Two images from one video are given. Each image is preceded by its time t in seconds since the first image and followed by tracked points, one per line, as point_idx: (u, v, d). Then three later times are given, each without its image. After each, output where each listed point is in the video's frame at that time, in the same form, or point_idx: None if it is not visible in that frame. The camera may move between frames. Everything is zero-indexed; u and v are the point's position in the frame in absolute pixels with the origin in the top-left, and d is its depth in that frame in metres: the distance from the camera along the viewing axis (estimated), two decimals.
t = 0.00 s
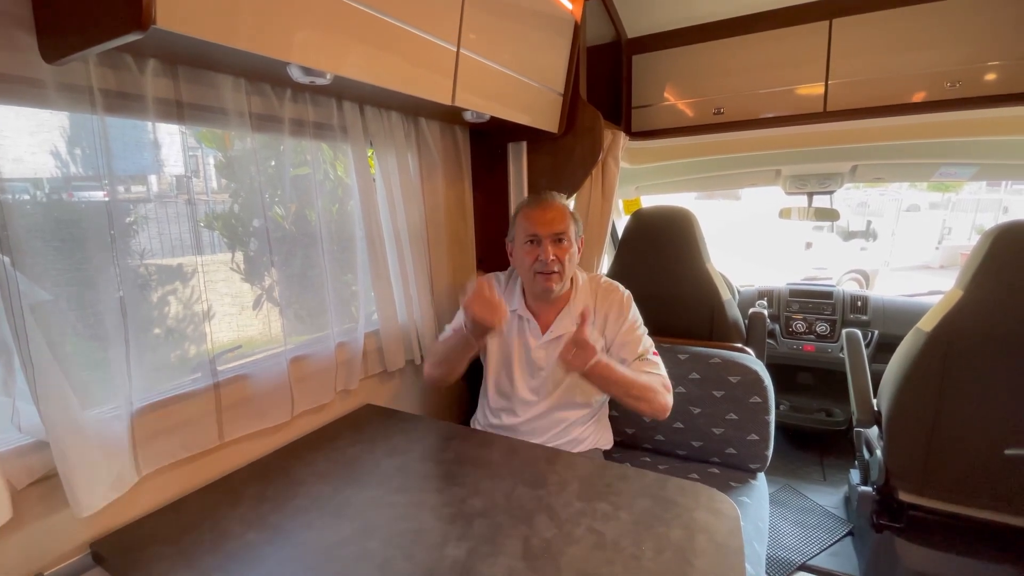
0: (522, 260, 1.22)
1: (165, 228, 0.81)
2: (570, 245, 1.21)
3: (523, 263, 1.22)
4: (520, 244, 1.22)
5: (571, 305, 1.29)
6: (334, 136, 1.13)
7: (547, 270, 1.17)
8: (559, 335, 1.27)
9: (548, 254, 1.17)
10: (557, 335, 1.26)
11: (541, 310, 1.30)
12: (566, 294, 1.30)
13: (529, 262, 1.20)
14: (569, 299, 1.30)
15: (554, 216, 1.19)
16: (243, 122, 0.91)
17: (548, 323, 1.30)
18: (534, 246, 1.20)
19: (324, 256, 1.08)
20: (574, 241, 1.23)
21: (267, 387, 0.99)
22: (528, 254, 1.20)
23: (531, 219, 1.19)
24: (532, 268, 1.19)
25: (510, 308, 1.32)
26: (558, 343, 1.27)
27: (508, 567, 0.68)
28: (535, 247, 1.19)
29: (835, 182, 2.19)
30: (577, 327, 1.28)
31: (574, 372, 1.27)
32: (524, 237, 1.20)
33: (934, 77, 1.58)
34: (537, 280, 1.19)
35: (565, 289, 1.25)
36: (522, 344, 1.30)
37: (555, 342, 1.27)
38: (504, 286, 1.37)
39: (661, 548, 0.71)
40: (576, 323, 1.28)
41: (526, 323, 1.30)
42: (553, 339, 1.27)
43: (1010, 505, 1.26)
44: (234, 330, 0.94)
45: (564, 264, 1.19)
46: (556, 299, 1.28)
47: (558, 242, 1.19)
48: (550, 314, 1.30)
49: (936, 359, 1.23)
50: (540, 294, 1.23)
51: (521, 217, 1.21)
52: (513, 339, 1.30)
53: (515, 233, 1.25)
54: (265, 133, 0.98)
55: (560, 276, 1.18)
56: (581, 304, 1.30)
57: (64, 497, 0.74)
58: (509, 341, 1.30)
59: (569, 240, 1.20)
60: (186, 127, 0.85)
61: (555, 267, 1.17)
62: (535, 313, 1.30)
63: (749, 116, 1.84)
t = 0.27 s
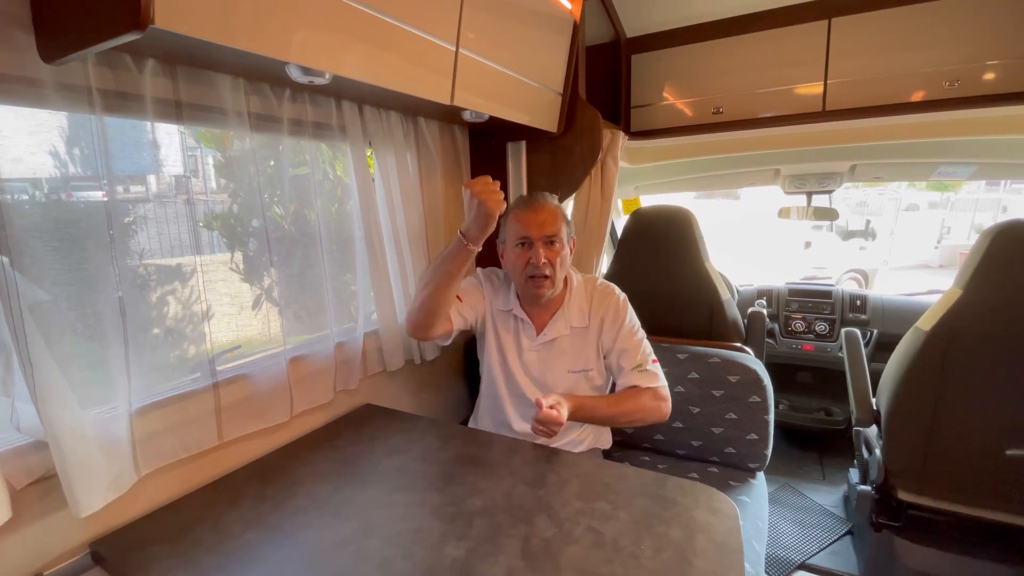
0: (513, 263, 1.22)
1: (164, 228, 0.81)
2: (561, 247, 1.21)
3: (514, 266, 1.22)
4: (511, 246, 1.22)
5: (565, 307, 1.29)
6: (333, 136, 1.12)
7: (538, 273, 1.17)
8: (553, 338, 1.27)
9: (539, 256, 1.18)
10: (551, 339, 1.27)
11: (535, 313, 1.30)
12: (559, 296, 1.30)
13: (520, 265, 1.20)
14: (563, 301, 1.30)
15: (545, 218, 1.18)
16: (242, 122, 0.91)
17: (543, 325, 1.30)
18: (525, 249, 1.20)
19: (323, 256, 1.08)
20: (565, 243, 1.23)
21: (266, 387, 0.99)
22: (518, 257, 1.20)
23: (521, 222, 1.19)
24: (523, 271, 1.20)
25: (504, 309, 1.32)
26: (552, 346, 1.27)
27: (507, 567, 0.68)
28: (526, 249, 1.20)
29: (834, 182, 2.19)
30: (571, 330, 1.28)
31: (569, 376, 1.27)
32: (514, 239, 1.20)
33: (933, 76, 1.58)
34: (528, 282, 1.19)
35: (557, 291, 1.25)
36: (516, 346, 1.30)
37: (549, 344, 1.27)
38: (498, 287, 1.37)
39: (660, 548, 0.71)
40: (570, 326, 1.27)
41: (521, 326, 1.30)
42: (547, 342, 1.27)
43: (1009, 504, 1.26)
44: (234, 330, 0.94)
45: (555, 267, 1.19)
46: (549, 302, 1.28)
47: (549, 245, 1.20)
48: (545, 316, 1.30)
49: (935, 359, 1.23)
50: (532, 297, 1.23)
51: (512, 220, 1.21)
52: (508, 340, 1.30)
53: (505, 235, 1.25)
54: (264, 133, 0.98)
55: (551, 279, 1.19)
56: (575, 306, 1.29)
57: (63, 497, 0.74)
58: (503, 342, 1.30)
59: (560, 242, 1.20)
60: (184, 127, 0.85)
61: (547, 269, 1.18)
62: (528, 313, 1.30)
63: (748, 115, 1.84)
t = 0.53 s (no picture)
0: (518, 263, 1.22)
1: (163, 228, 0.81)
2: (566, 247, 1.21)
3: (520, 266, 1.21)
4: (516, 246, 1.21)
5: (565, 308, 1.29)
6: (333, 136, 1.12)
7: (544, 273, 1.17)
8: (551, 339, 1.26)
9: (546, 257, 1.17)
10: (551, 340, 1.26)
11: (535, 315, 1.30)
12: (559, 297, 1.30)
13: (526, 265, 1.20)
14: (562, 302, 1.30)
15: (551, 219, 1.19)
16: (241, 122, 0.91)
17: (541, 327, 1.29)
18: (531, 248, 1.19)
19: (323, 256, 1.08)
20: (570, 244, 1.23)
21: (266, 387, 0.99)
22: (525, 257, 1.20)
23: (528, 221, 1.19)
24: (529, 271, 1.19)
25: (502, 312, 1.32)
26: (551, 347, 1.27)
27: (507, 567, 0.68)
28: (532, 249, 1.19)
29: (833, 181, 2.19)
30: (570, 331, 1.28)
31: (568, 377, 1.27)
32: (520, 239, 1.20)
33: (932, 76, 1.58)
34: (534, 283, 1.19)
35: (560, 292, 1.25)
36: (515, 348, 1.30)
37: (548, 346, 1.27)
38: (495, 289, 1.37)
39: (659, 548, 0.71)
40: (569, 327, 1.27)
41: (519, 328, 1.30)
42: (546, 344, 1.27)
43: (1009, 503, 1.26)
44: (233, 330, 0.94)
45: (561, 267, 1.20)
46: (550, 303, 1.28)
47: (555, 245, 1.20)
48: (544, 317, 1.30)
49: (935, 358, 1.24)
50: (536, 297, 1.23)
51: (517, 219, 1.21)
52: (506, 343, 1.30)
53: (510, 235, 1.25)
54: (264, 133, 0.98)
55: (557, 279, 1.19)
56: (576, 307, 1.29)
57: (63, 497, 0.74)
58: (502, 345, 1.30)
59: (566, 243, 1.21)
60: (184, 127, 0.84)
61: (553, 270, 1.18)
62: (527, 316, 1.30)
63: (747, 115, 1.84)
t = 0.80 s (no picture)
0: (515, 264, 1.22)
1: (163, 228, 0.81)
2: (563, 247, 1.21)
3: (516, 267, 1.21)
4: (513, 247, 1.21)
5: (565, 307, 1.28)
6: (332, 136, 1.12)
7: (540, 274, 1.17)
8: (553, 339, 1.26)
9: (541, 257, 1.17)
10: (552, 340, 1.26)
11: (534, 316, 1.29)
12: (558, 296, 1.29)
13: (523, 266, 1.20)
14: (561, 302, 1.30)
15: (546, 219, 1.19)
16: (241, 122, 0.91)
17: (542, 327, 1.29)
18: (527, 249, 1.19)
19: (323, 256, 1.08)
20: (568, 244, 1.23)
21: (266, 388, 0.99)
22: (521, 258, 1.20)
23: (524, 222, 1.19)
24: (525, 272, 1.19)
25: (500, 316, 1.31)
26: (553, 347, 1.26)
27: (507, 567, 0.68)
28: (528, 250, 1.19)
29: (833, 181, 2.19)
30: (571, 329, 1.27)
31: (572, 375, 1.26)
32: (516, 240, 1.20)
33: (932, 76, 1.58)
34: (530, 283, 1.18)
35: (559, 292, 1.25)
36: (515, 350, 1.29)
37: (550, 346, 1.27)
38: (491, 293, 1.37)
39: (659, 547, 0.71)
40: (570, 325, 1.27)
41: (517, 331, 1.30)
42: (547, 343, 1.26)
43: (1007, 502, 1.27)
44: (233, 330, 0.94)
45: (558, 267, 1.19)
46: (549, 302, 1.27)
47: (551, 245, 1.20)
48: (544, 317, 1.29)
49: (935, 358, 1.24)
50: (534, 298, 1.22)
51: (514, 221, 1.21)
52: (506, 346, 1.31)
53: (508, 236, 1.24)
54: (264, 134, 0.98)
55: (554, 279, 1.18)
56: (576, 304, 1.29)
57: (63, 498, 0.74)
58: (502, 348, 1.31)
59: (562, 243, 1.21)
60: (184, 128, 0.84)
61: (549, 270, 1.17)
62: (527, 318, 1.30)
63: (746, 115, 1.84)
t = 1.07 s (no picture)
0: (514, 264, 1.22)
1: (163, 228, 0.81)
2: (561, 247, 1.21)
3: (514, 267, 1.21)
4: (511, 247, 1.21)
5: (564, 309, 1.29)
6: (332, 136, 1.12)
7: (538, 273, 1.17)
8: (553, 339, 1.26)
9: (539, 256, 1.17)
10: (552, 340, 1.26)
11: (533, 316, 1.30)
12: (557, 298, 1.30)
13: (521, 266, 1.20)
14: (562, 304, 1.30)
15: (545, 218, 1.19)
16: (242, 122, 0.91)
17: (541, 327, 1.29)
18: (525, 249, 1.19)
19: (323, 256, 1.08)
20: (566, 243, 1.23)
21: (266, 388, 0.99)
22: (519, 257, 1.20)
23: (521, 223, 1.19)
24: (523, 272, 1.19)
25: (500, 316, 1.32)
26: (553, 347, 1.26)
27: (507, 567, 0.68)
28: (525, 250, 1.19)
29: (833, 181, 2.19)
30: (571, 330, 1.27)
31: (572, 376, 1.26)
32: (514, 240, 1.20)
33: (932, 76, 1.58)
34: (528, 283, 1.19)
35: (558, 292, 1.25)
36: (516, 351, 1.30)
37: (550, 346, 1.27)
38: (492, 293, 1.37)
39: (660, 548, 0.71)
40: (570, 326, 1.27)
41: (517, 331, 1.30)
42: (547, 344, 1.26)
43: (1009, 502, 1.26)
44: (234, 330, 0.94)
45: (555, 266, 1.19)
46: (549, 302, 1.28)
47: (549, 245, 1.19)
48: (543, 318, 1.30)
49: (934, 358, 1.24)
50: (533, 298, 1.23)
51: (512, 220, 1.21)
52: (506, 346, 1.31)
53: (506, 236, 1.25)
54: (264, 134, 0.98)
55: (552, 279, 1.18)
56: (575, 307, 1.29)
57: (64, 498, 0.74)
58: (502, 348, 1.31)
59: (560, 242, 1.21)
60: (184, 128, 0.85)
61: (546, 270, 1.17)
62: (527, 319, 1.30)
63: (746, 115, 1.84)
